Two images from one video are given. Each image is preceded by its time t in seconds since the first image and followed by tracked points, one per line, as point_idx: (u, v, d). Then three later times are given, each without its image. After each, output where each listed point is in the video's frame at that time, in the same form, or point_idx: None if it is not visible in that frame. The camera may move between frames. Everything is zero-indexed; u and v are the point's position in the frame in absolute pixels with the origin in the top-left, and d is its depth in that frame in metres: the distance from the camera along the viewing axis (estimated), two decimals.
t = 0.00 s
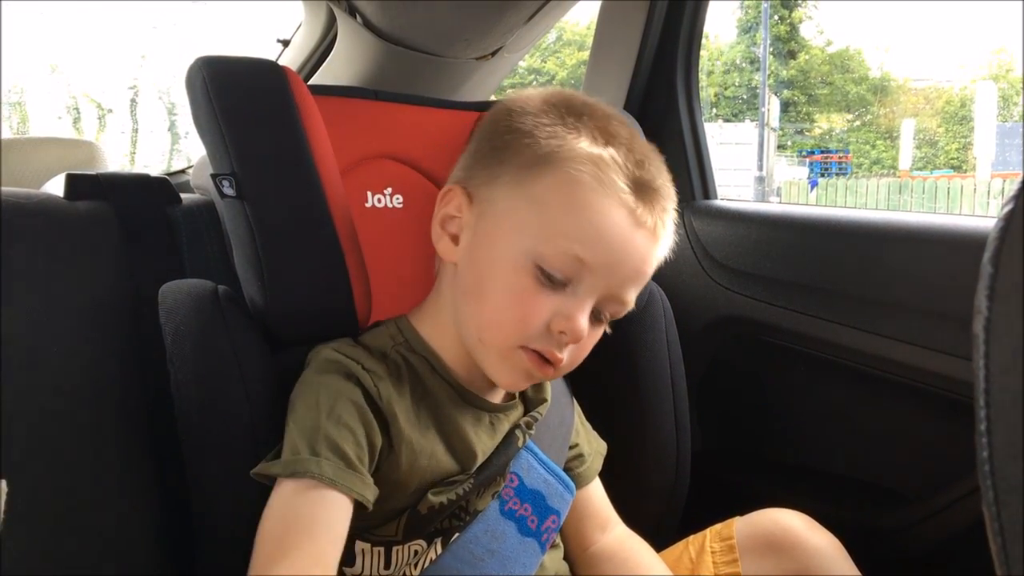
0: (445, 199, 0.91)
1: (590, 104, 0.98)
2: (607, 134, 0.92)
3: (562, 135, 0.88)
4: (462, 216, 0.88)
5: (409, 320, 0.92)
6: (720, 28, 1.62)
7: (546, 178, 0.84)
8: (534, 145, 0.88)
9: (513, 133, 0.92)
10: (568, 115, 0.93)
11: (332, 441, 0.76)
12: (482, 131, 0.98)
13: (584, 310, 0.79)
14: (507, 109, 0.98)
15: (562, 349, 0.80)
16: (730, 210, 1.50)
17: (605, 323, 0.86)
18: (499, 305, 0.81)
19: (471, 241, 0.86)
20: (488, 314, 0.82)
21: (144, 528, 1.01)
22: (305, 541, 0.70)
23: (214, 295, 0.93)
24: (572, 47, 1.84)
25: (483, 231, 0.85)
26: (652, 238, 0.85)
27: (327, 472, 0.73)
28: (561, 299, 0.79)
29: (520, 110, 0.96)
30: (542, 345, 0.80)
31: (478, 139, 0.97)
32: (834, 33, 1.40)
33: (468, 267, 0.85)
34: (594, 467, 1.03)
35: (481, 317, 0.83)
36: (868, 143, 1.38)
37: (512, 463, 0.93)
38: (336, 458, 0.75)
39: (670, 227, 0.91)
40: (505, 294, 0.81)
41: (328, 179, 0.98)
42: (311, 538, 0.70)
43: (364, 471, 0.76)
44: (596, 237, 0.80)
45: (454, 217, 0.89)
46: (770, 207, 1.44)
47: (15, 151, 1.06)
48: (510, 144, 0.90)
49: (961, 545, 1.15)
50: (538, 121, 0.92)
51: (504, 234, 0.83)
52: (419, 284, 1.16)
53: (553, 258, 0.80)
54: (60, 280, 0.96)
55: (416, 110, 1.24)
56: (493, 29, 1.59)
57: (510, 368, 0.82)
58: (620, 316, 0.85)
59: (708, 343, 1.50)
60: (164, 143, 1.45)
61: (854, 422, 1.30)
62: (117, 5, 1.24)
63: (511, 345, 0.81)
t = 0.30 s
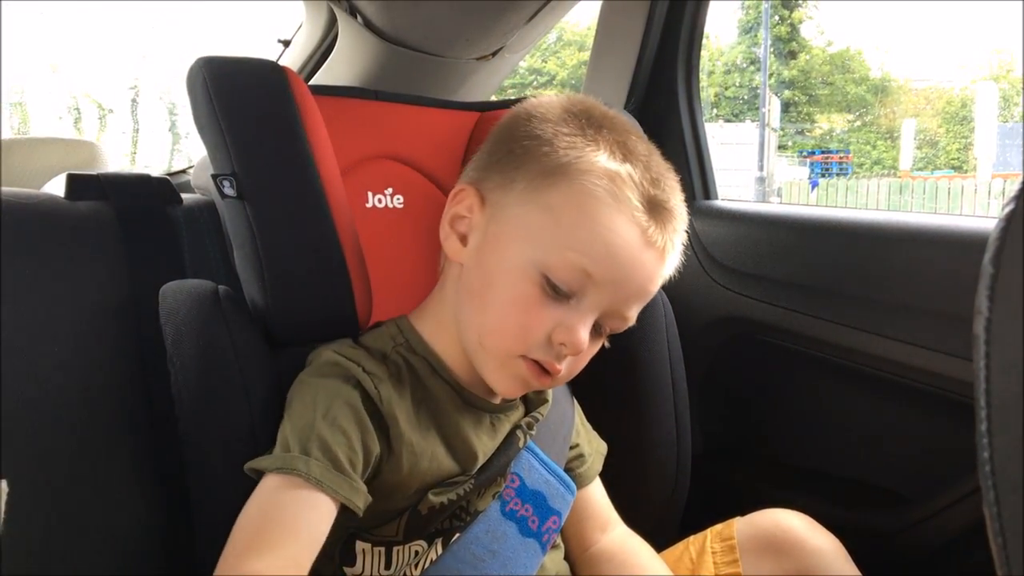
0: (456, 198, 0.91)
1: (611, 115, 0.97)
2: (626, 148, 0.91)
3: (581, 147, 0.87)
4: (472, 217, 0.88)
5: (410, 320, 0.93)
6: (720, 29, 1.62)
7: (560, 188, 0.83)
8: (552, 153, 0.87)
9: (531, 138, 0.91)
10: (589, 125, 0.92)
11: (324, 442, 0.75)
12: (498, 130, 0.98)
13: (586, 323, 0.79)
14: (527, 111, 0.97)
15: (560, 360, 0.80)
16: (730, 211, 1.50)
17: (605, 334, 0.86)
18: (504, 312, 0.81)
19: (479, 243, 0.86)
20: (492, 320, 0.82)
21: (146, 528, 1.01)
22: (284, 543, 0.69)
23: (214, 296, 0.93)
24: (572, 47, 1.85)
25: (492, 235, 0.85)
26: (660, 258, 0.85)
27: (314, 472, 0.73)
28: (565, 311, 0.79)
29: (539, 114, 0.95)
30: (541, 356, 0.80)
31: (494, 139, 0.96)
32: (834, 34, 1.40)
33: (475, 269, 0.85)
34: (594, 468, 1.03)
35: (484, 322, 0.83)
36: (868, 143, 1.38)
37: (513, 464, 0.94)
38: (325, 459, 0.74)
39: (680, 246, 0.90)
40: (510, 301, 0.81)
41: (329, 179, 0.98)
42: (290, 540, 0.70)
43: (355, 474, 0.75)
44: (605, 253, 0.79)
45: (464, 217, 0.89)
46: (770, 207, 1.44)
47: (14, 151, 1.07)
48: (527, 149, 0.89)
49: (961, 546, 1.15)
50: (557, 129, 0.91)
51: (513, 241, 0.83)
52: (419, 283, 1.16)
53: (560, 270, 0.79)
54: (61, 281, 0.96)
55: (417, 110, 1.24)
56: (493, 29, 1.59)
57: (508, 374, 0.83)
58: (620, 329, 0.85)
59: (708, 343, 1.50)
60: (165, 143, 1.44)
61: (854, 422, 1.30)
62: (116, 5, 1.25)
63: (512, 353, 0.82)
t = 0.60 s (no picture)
0: (461, 199, 0.91)
1: (620, 125, 0.97)
2: (635, 158, 0.91)
3: (589, 156, 0.88)
4: (476, 220, 0.88)
5: (410, 321, 0.93)
6: (720, 29, 1.62)
7: (566, 195, 0.83)
8: (560, 160, 0.87)
9: (539, 143, 0.91)
10: (598, 134, 0.92)
11: (322, 445, 0.75)
12: (505, 133, 0.98)
13: (586, 332, 0.79)
14: (536, 115, 0.97)
15: (560, 367, 0.80)
16: (731, 211, 1.51)
17: (604, 342, 0.86)
18: (505, 317, 0.81)
19: (483, 246, 0.86)
20: (493, 324, 0.82)
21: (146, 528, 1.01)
22: (282, 545, 0.69)
23: (215, 295, 0.93)
24: (573, 48, 1.85)
25: (496, 239, 0.85)
26: (663, 270, 0.85)
27: (311, 475, 0.72)
28: (566, 319, 0.79)
29: (549, 119, 0.95)
30: (541, 362, 0.80)
31: (502, 141, 0.97)
32: (835, 34, 1.40)
33: (478, 272, 0.85)
34: (595, 468, 1.02)
35: (486, 325, 0.83)
36: (869, 143, 1.38)
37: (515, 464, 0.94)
38: (323, 462, 0.74)
39: (682, 257, 0.90)
40: (512, 306, 0.81)
41: (329, 179, 0.98)
42: (288, 543, 0.69)
43: (353, 477, 0.75)
44: (609, 261, 0.79)
45: (468, 219, 0.89)
46: (771, 208, 1.44)
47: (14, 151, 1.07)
48: (535, 154, 0.89)
49: (962, 546, 1.15)
50: (566, 136, 0.91)
51: (517, 245, 0.83)
52: (420, 284, 1.16)
53: (562, 277, 0.79)
54: (61, 281, 0.96)
55: (417, 109, 1.24)
56: (493, 29, 1.59)
57: (507, 379, 0.83)
58: (620, 337, 0.85)
59: (709, 344, 1.50)
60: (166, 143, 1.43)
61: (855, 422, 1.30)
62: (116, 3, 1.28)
63: (513, 359, 0.82)
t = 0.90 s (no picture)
0: (465, 200, 0.91)
1: (627, 130, 0.97)
2: (641, 165, 0.90)
3: (594, 161, 0.87)
4: (480, 221, 0.88)
5: (410, 321, 0.93)
6: (720, 29, 1.62)
7: (570, 199, 0.83)
8: (565, 165, 0.87)
9: (545, 146, 0.91)
10: (605, 139, 0.92)
11: (321, 442, 0.75)
12: (511, 134, 0.98)
13: (587, 338, 0.80)
14: (544, 117, 0.97)
15: (559, 372, 0.80)
16: (731, 211, 1.51)
17: (604, 348, 0.86)
18: (507, 320, 0.81)
19: (485, 249, 0.86)
20: (494, 327, 0.82)
21: (146, 528, 1.01)
22: (279, 540, 0.68)
23: (215, 295, 0.93)
24: (572, 47, 1.85)
25: (499, 241, 0.85)
26: (665, 278, 0.85)
27: (310, 471, 0.72)
28: (567, 324, 0.79)
29: (556, 122, 0.95)
30: (541, 367, 0.80)
31: (507, 142, 0.96)
32: (835, 33, 1.40)
33: (480, 274, 0.85)
34: (596, 468, 1.02)
35: (486, 328, 0.83)
36: (869, 143, 1.38)
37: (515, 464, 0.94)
38: (322, 459, 0.74)
39: (684, 265, 0.90)
40: (514, 310, 0.81)
41: (329, 179, 0.98)
42: (285, 539, 0.69)
43: (351, 476, 0.75)
44: (611, 268, 0.79)
45: (472, 219, 0.89)
46: (771, 207, 1.44)
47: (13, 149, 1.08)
48: (541, 157, 0.89)
49: (962, 546, 1.14)
50: (573, 140, 0.91)
51: (519, 248, 0.83)
52: (419, 283, 1.16)
53: (564, 282, 0.79)
54: (60, 281, 0.95)
55: (417, 109, 1.24)
56: (493, 29, 1.59)
57: (507, 382, 0.83)
58: (619, 343, 0.85)
59: (709, 344, 1.50)
60: (165, 142, 1.42)
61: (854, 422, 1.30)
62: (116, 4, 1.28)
63: (513, 362, 0.82)
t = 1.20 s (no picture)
0: (468, 201, 0.91)
1: (633, 134, 0.97)
2: (646, 170, 0.90)
3: (598, 166, 0.87)
4: (482, 223, 0.88)
5: (410, 321, 0.93)
6: (720, 28, 1.62)
7: (573, 204, 0.83)
8: (569, 169, 0.87)
9: (550, 149, 0.91)
10: (610, 143, 0.92)
11: (320, 439, 0.76)
12: (516, 136, 0.98)
13: (586, 343, 0.80)
14: (549, 119, 0.97)
15: (558, 377, 0.81)
16: (731, 211, 1.51)
17: (604, 352, 0.86)
18: (507, 324, 0.81)
19: (487, 251, 0.86)
20: (494, 329, 0.83)
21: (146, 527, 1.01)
22: (276, 534, 0.68)
23: (215, 295, 0.93)
24: (572, 46, 1.84)
25: (502, 244, 0.85)
26: (666, 285, 0.85)
27: (308, 466, 0.72)
28: (567, 329, 0.79)
29: (561, 124, 0.95)
30: (540, 371, 0.81)
31: (512, 143, 0.96)
32: (834, 33, 1.40)
33: (482, 276, 0.85)
34: (595, 467, 1.02)
35: (487, 330, 0.83)
36: (869, 142, 1.38)
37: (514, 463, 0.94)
38: (321, 455, 0.74)
39: (686, 271, 0.90)
40: (515, 314, 0.81)
41: (329, 178, 0.98)
42: (282, 532, 0.69)
43: (349, 474, 0.75)
44: (613, 275, 0.79)
45: (474, 221, 0.89)
46: (770, 206, 1.44)
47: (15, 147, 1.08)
48: (545, 160, 0.89)
49: (961, 545, 1.15)
50: (577, 144, 0.91)
51: (521, 252, 0.83)
52: (419, 283, 1.16)
53: (565, 287, 0.79)
54: (60, 280, 0.95)
55: (416, 108, 1.24)
56: (493, 29, 1.59)
57: (506, 385, 0.84)
58: (619, 348, 0.86)
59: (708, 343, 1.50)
60: (166, 141, 1.42)
61: (853, 421, 1.30)
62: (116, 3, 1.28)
63: (513, 366, 0.82)
